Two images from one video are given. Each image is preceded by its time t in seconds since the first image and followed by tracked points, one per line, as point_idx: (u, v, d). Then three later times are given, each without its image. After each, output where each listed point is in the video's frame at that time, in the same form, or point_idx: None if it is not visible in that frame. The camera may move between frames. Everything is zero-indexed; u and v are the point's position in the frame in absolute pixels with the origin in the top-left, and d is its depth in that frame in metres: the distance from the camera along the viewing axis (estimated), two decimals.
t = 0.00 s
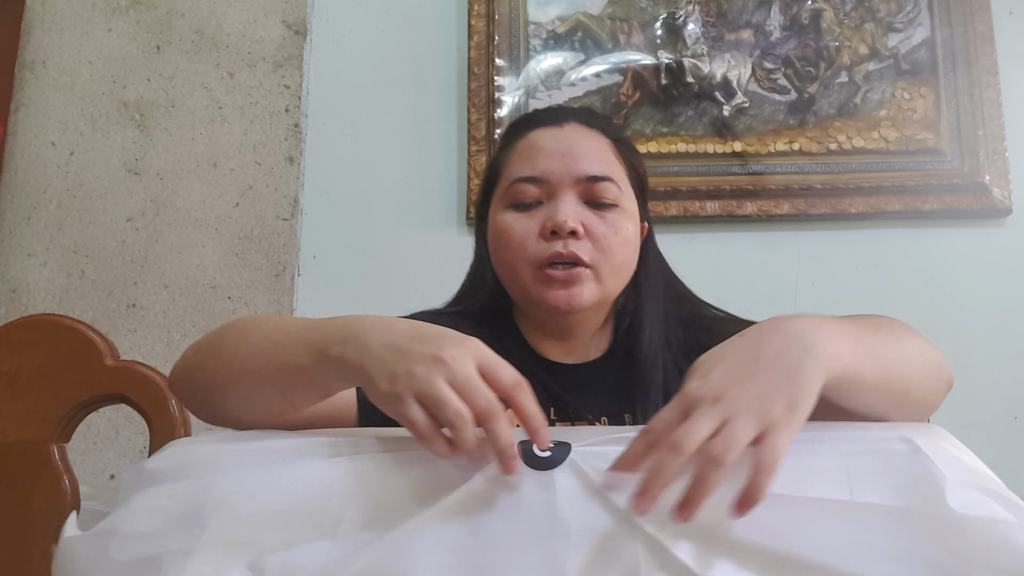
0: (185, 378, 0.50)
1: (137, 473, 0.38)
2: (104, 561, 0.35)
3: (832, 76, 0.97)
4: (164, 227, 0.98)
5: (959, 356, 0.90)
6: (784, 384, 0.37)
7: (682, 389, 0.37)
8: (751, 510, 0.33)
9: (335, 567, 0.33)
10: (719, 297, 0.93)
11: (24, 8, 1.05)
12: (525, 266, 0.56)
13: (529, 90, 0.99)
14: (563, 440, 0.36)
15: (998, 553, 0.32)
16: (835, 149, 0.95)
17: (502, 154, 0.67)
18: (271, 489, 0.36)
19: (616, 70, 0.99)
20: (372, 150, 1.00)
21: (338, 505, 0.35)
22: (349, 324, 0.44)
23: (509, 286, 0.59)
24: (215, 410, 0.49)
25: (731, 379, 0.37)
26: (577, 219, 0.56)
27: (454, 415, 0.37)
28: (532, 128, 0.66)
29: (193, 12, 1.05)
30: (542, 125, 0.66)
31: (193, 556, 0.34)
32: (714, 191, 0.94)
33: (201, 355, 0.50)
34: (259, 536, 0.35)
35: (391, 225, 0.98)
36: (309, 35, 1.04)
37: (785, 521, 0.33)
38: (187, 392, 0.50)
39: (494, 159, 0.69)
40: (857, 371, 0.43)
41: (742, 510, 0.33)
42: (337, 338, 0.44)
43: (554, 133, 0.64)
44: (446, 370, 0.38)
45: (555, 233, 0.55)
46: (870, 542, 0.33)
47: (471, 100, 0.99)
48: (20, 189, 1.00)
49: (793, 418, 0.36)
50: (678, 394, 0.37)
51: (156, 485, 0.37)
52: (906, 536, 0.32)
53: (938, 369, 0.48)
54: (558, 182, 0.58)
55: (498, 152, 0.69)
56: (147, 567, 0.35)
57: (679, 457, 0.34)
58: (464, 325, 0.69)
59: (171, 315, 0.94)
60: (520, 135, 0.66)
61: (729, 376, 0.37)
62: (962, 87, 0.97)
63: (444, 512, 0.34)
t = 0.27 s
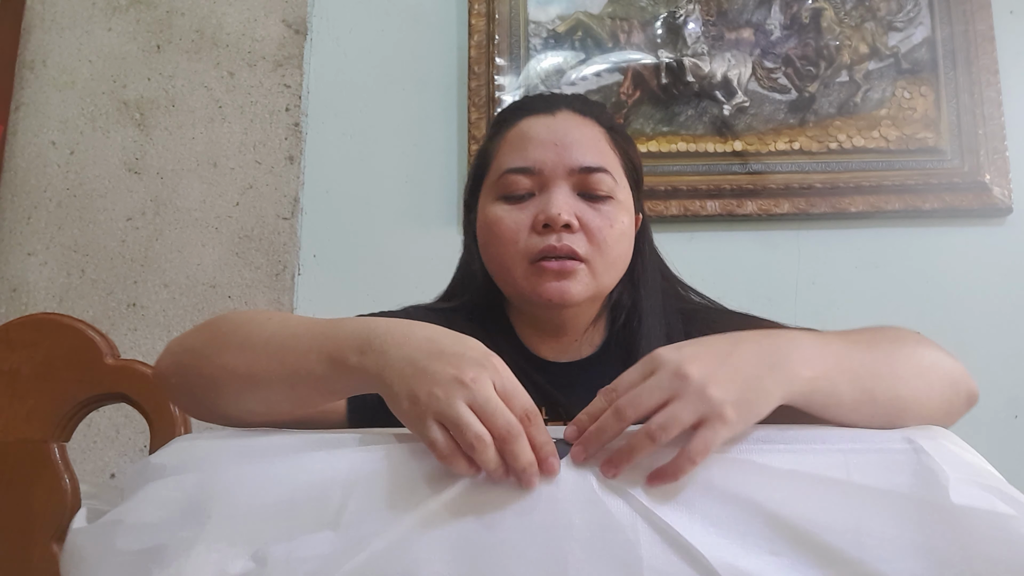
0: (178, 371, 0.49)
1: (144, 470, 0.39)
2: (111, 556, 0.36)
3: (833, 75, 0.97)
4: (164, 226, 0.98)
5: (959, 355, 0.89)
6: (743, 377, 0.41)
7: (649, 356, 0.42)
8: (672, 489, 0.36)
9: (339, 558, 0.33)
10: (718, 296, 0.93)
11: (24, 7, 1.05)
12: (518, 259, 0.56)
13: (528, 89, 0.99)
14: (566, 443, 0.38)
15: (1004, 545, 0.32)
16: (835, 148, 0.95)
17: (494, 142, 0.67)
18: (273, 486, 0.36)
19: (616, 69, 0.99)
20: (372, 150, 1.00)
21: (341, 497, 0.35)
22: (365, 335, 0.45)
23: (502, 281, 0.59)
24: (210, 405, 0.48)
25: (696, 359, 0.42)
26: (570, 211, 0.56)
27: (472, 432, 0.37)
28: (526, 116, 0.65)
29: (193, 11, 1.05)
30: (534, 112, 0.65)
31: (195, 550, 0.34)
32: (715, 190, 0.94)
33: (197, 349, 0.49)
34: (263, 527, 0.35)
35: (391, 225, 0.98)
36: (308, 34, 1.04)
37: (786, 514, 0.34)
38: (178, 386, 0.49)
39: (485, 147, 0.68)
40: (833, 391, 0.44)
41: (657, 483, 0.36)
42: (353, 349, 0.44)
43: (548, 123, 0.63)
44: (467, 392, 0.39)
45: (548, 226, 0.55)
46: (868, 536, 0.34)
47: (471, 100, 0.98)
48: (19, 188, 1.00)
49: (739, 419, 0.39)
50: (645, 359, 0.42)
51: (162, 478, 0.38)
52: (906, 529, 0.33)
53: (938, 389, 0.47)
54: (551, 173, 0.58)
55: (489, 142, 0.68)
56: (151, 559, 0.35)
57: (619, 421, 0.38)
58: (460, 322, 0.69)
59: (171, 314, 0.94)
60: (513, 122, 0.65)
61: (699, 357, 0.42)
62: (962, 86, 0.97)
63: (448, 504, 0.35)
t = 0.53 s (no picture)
0: (172, 368, 0.48)
1: (145, 468, 0.39)
2: (116, 551, 0.36)
3: (833, 73, 0.97)
4: (165, 225, 0.98)
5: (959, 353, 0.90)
6: (735, 356, 0.46)
7: (652, 337, 0.47)
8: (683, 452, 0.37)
9: (344, 554, 0.34)
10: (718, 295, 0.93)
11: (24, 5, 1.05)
12: (519, 266, 0.56)
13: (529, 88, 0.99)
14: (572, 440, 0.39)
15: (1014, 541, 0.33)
16: (836, 147, 0.95)
17: (494, 138, 0.65)
18: (274, 482, 0.36)
19: (617, 68, 0.99)
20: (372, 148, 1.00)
21: (347, 492, 0.36)
22: (374, 332, 0.44)
23: (502, 287, 0.59)
24: (207, 403, 0.46)
25: (695, 339, 0.46)
26: (572, 217, 0.55)
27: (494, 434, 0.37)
28: (526, 115, 0.64)
29: (193, 9, 1.05)
30: (537, 111, 0.64)
31: (201, 545, 0.34)
32: (715, 189, 0.94)
33: (193, 345, 0.47)
34: (269, 523, 0.35)
35: (391, 223, 0.98)
36: (309, 33, 1.04)
37: (801, 515, 0.34)
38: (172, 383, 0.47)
39: (484, 144, 0.67)
40: (815, 388, 0.46)
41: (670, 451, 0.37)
42: (363, 349, 0.44)
43: (549, 123, 0.62)
44: (485, 395, 0.39)
45: (549, 233, 0.55)
46: (882, 538, 0.34)
47: (471, 98, 0.98)
48: (20, 187, 1.00)
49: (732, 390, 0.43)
50: (648, 339, 0.46)
51: (169, 476, 0.37)
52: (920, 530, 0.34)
53: (932, 391, 0.48)
54: (553, 177, 0.57)
55: (488, 139, 0.67)
56: (157, 555, 0.35)
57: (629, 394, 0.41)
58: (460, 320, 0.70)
59: (171, 312, 0.94)
60: (515, 120, 0.64)
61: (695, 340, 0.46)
62: (963, 84, 0.97)
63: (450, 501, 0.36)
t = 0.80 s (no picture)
0: (176, 356, 0.45)
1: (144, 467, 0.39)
2: (117, 549, 0.36)
3: (834, 72, 0.97)
4: (165, 223, 0.98)
5: (959, 352, 0.90)
6: (729, 351, 0.46)
7: (646, 336, 0.47)
8: (684, 438, 0.37)
9: (343, 552, 0.34)
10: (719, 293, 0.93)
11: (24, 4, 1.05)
12: (527, 276, 0.56)
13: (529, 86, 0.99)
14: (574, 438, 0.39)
15: (1016, 531, 0.33)
16: (836, 145, 0.95)
17: (504, 137, 0.64)
18: (273, 482, 0.36)
19: (617, 66, 0.99)
20: (372, 147, 1.01)
21: (348, 490, 0.35)
22: (395, 327, 0.41)
23: (510, 293, 0.59)
24: (215, 395, 0.44)
25: (688, 336, 0.46)
26: (582, 227, 0.54)
27: (516, 449, 0.36)
28: (538, 115, 0.62)
29: (193, 8, 1.05)
30: (549, 111, 0.62)
31: (203, 541, 0.34)
32: (715, 187, 0.94)
33: (201, 334, 0.45)
34: (270, 521, 0.35)
35: (392, 222, 0.98)
36: (309, 31, 1.04)
37: (802, 510, 0.34)
38: (177, 372, 0.45)
39: (495, 142, 0.66)
40: (812, 387, 0.46)
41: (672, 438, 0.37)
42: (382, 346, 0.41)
43: (561, 125, 0.60)
44: (511, 408, 0.37)
45: (559, 243, 0.54)
46: (883, 532, 0.34)
47: (472, 97, 0.99)
48: (20, 185, 1.00)
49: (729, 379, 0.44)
50: (643, 339, 0.47)
51: (169, 475, 0.37)
52: (920, 522, 0.34)
53: (934, 398, 0.47)
54: (564, 185, 0.56)
55: (498, 138, 0.66)
56: (159, 553, 0.35)
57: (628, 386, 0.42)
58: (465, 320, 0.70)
59: (172, 311, 0.94)
60: (526, 120, 0.62)
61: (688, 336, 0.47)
62: (963, 83, 0.97)
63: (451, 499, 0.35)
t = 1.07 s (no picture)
0: (183, 350, 0.45)
1: (145, 466, 0.39)
2: (118, 548, 0.36)
3: (834, 71, 0.97)
4: (165, 223, 0.97)
5: (959, 351, 0.90)
6: (730, 349, 0.46)
7: (647, 335, 0.47)
8: (686, 435, 0.37)
9: (342, 551, 0.34)
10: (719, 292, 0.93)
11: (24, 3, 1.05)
12: (530, 278, 0.56)
13: (529, 85, 0.99)
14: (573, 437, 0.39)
15: (1016, 528, 0.33)
16: (836, 144, 0.95)
17: (511, 138, 0.64)
18: (273, 479, 0.36)
19: (617, 65, 0.99)
20: (372, 146, 1.00)
21: (348, 489, 0.36)
22: (405, 321, 0.42)
23: (514, 294, 0.59)
24: (221, 389, 0.44)
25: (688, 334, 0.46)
26: (588, 232, 0.54)
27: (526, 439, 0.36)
28: (546, 117, 0.62)
29: (193, 7, 1.05)
30: (557, 113, 0.62)
31: (204, 539, 0.34)
32: (716, 186, 0.94)
33: (208, 327, 0.45)
34: (270, 520, 0.35)
35: (392, 221, 0.98)
36: (309, 31, 1.04)
37: (801, 508, 0.34)
38: (184, 366, 0.45)
39: (501, 142, 0.66)
40: (812, 385, 0.46)
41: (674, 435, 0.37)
42: (391, 338, 0.41)
43: (569, 127, 0.60)
44: (522, 401, 0.37)
45: (564, 246, 0.54)
46: (883, 530, 0.34)
47: (472, 96, 0.99)
48: (20, 185, 1.00)
49: (729, 375, 0.43)
50: (643, 338, 0.47)
51: (169, 474, 0.37)
52: (920, 519, 0.34)
53: (934, 400, 0.47)
54: (570, 188, 0.56)
55: (505, 137, 0.65)
56: (160, 552, 0.35)
57: (627, 384, 0.42)
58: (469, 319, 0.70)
59: (172, 310, 0.94)
60: (533, 121, 0.62)
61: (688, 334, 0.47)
62: (963, 82, 0.97)
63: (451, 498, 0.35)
